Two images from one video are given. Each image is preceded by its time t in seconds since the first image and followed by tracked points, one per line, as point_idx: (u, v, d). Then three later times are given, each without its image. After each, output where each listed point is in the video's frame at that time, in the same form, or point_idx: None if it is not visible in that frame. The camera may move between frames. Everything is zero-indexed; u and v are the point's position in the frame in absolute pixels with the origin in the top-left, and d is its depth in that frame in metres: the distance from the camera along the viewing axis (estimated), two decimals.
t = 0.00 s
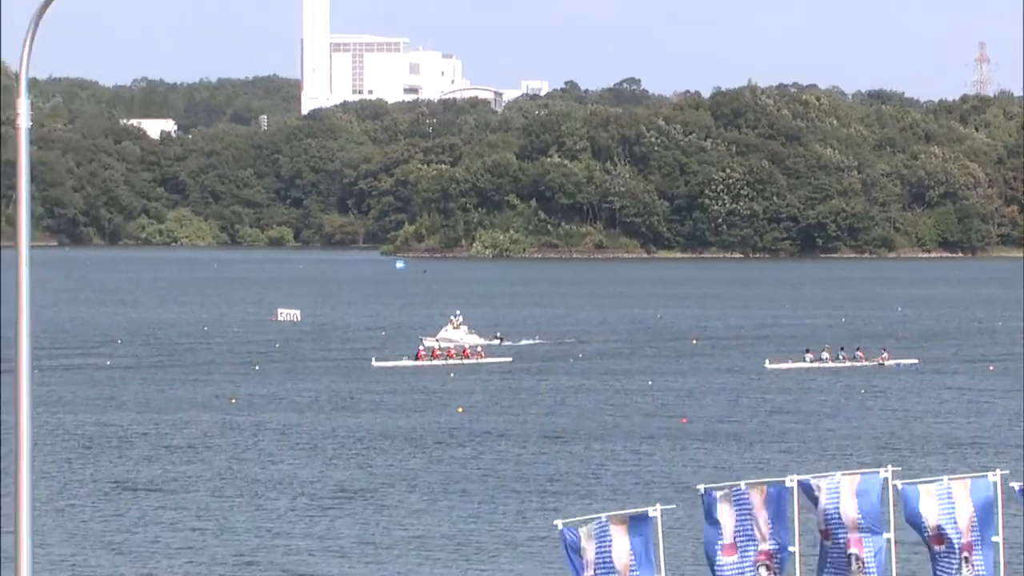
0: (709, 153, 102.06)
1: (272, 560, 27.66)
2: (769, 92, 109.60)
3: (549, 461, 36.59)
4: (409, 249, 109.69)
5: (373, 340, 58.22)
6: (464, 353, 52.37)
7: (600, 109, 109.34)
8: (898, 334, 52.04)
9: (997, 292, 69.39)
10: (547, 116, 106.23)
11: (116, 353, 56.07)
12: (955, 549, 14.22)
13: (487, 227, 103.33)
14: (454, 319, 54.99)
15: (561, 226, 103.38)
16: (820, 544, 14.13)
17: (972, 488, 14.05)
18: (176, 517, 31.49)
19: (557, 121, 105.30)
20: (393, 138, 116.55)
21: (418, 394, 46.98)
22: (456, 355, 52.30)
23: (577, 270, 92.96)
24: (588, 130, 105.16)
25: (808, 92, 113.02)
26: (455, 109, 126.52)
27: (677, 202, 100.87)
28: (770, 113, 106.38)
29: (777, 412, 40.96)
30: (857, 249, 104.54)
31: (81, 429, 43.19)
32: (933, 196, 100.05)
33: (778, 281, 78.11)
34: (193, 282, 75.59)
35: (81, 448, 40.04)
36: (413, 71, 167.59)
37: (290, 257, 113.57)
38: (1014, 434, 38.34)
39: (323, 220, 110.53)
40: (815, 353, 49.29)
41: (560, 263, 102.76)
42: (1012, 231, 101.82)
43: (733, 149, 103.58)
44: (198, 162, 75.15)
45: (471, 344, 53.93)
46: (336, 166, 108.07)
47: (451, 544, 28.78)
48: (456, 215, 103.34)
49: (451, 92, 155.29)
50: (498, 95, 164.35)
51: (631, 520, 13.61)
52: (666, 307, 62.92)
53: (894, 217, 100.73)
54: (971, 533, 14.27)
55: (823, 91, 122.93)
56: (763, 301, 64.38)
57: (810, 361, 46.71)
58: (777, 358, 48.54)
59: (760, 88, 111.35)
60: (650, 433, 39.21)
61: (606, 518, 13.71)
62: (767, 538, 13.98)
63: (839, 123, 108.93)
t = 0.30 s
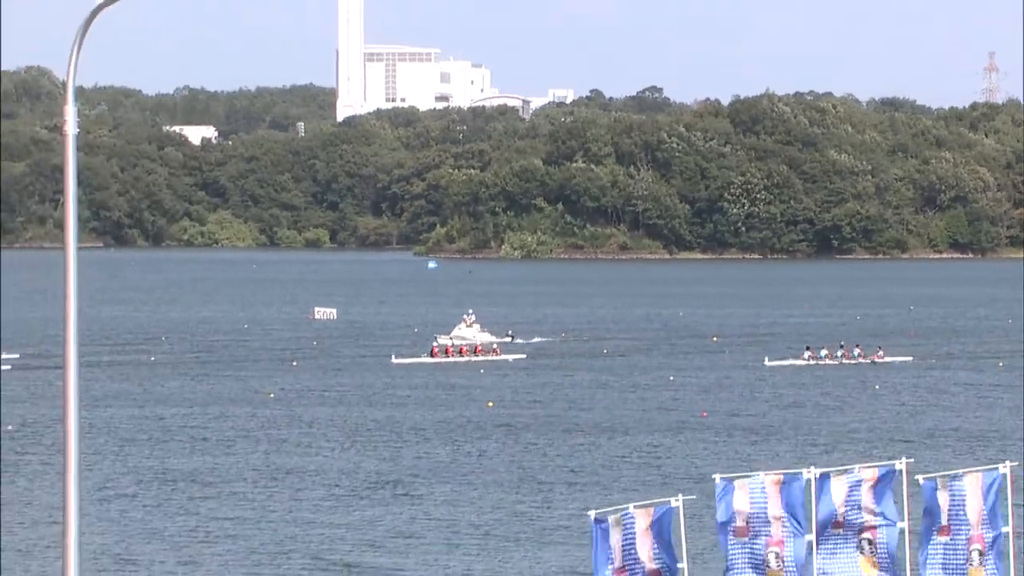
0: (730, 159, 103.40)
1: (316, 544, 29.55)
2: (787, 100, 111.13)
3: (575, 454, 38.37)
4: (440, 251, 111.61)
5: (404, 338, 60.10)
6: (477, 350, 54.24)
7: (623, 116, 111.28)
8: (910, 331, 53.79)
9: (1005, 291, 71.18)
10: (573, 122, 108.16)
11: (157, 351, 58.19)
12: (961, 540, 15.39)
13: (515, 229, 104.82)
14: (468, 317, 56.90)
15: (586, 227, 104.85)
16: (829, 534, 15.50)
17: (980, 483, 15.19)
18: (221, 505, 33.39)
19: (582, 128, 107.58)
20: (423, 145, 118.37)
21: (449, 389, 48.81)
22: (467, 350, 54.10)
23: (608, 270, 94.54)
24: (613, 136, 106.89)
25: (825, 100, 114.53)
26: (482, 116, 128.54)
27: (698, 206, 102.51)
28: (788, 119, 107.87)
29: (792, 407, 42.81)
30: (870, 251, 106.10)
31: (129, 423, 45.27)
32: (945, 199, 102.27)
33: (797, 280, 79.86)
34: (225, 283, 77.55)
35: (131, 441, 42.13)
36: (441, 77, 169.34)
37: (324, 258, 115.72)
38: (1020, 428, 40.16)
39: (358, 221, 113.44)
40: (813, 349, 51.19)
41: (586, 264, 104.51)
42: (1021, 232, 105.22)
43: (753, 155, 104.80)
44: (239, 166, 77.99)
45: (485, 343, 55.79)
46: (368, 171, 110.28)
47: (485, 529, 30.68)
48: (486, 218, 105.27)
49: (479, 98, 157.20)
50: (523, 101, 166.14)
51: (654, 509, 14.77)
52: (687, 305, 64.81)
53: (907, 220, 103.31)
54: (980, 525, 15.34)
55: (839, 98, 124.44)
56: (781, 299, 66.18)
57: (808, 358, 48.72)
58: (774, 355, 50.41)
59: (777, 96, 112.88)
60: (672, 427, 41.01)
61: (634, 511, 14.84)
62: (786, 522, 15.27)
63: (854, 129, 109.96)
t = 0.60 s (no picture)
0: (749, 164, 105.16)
1: (348, 533, 31.20)
2: (804, 108, 112.48)
3: (599, 450, 40.06)
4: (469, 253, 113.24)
5: (434, 337, 61.93)
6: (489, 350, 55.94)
7: (646, 123, 112.75)
8: (924, 331, 55.24)
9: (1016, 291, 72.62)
10: (598, 129, 109.85)
11: (196, 350, 60.25)
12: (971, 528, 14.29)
13: (542, 232, 106.68)
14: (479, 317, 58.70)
15: (610, 231, 106.94)
16: (842, 521, 14.51)
17: (988, 473, 14.03)
18: (254, 499, 35.02)
19: (607, 134, 109.35)
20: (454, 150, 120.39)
21: (477, 384, 50.50)
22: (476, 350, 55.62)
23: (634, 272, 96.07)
24: (636, 143, 108.57)
25: (841, 108, 115.93)
26: (510, 123, 130.36)
27: (718, 209, 104.06)
28: (805, 127, 109.10)
29: (807, 404, 44.43)
30: (884, 254, 107.20)
31: (169, 419, 47.21)
32: (955, 203, 102.86)
33: (815, 281, 81.32)
34: (256, 285, 79.55)
35: (171, 437, 44.02)
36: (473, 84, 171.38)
37: (357, 260, 118.20)
38: None
39: (391, 224, 115.95)
40: (814, 350, 52.79)
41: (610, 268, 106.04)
42: None
43: (771, 160, 106.35)
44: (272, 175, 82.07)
45: (496, 342, 57.50)
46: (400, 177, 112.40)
47: (509, 520, 32.30)
48: (514, 221, 107.05)
49: (510, 105, 159.12)
50: (551, 108, 167.97)
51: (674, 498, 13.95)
52: (709, 306, 66.48)
53: (918, 223, 104.25)
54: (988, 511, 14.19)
55: (855, 106, 125.83)
56: (800, 300, 67.75)
57: (810, 357, 50.33)
58: (775, 355, 52.09)
59: (795, 105, 114.43)
60: (692, 423, 42.70)
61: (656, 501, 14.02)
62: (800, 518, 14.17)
63: (869, 136, 110.90)
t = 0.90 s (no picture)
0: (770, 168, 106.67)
1: (381, 517, 32.96)
2: (822, 113, 114.10)
3: (622, 441, 41.90)
4: (498, 253, 115.51)
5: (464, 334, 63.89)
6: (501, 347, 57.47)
7: (670, 127, 114.54)
8: (938, 329, 56.90)
9: None
10: (623, 134, 111.69)
11: (235, 346, 62.40)
12: (993, 518, 13.68)
13: (570, 233, 109.10)
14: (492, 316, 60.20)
15: (635, 232, 108.51)
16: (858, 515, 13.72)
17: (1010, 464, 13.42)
18: (290, 487, 36.75)
19: (632, 138, 111.23)
20: (484, 154, 122.59)
21: (505, 376, 52.36)
22: (491, 347, 57.27)
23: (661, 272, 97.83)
24: (660, 147, 109.51)
25: (857, 112, 117.35)
26: (536, 128, 132.58)
27: (739, 212, 105.94)
28: (823, 131, 110.65)
29: (823, 399, 46.20)
30: (900, 253, 108.95)
31: (210, 408, 49.20)
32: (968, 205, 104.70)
33: (836, 281, 82.97)
34: (288, 284, 81.78)
35: (211, 424, 45.97)
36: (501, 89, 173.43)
37: (390, 260, 120.58)
38: None
39: (423, 226, 117.94)
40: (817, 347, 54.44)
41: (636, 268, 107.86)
42: None
43: (790, 164, 107.58)
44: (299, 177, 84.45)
45: (509, 340, 59.25)
46: (433, 180, 114.74)
47: (535, 509, 34.11)
48: (542, 223, 108.95)
49: (538, 111, 161.22)
50: (577, 113, 169.97)
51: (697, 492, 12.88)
52: (730, 304, 68.28)
53: (933, 225, 106.03)
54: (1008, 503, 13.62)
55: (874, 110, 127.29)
56: (818, 298, 69.47)
57: (814, 355, 51.95)
58: (779, 353, 53.86)
59: (814, 109, 116.04)
60: (712, 417, 44.52)
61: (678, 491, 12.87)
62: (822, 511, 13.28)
63: (884, 141, 111.86)
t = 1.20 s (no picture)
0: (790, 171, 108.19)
1: (412, 508, 34.87)
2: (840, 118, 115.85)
3: (645, 435, 43.91)
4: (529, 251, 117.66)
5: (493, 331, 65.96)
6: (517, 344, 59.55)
7: (694, 132, 116.25)
8: (951, 327, 58.66)
9: None
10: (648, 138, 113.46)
11: (275, 342, 64.61)
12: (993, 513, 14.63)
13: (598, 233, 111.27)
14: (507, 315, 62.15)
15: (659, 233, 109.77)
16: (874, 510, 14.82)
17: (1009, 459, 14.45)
18: (325, 478, 38.65)
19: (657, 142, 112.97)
20: (515, 157, 124.29)
21: (532, 371, 54.40)
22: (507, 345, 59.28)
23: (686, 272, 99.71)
24: (683, 152, 113.86)
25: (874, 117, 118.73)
26: (564, 131, 134.62)
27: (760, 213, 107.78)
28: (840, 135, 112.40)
29: (839, 395, 48.00)
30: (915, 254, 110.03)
31: (249, 401, 51.28)
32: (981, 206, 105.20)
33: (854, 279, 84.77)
34: (320, 282, 84.02)
35: (250, 417, 48.11)
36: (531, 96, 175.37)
37: (423, 260, 122.94)
38: None
39: (455, 226, 118.51)
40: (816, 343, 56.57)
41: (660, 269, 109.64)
42: None
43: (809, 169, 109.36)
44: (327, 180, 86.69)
45: (522, 338, 61.15)
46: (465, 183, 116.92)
47: (559, 501, 36.01)
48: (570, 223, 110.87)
49: (566, 117, 163.21)
50: (604, 118, 171.78)
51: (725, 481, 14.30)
52: (750, 303, 70.13)
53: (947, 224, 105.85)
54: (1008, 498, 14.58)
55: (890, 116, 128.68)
56: (835, 297, 71.25)
57: (813, 351, 53.96)
58: (783, 350, 55.74)
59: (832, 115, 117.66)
60: (731, 412, 46.47)
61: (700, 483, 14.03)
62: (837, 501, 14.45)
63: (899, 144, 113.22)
